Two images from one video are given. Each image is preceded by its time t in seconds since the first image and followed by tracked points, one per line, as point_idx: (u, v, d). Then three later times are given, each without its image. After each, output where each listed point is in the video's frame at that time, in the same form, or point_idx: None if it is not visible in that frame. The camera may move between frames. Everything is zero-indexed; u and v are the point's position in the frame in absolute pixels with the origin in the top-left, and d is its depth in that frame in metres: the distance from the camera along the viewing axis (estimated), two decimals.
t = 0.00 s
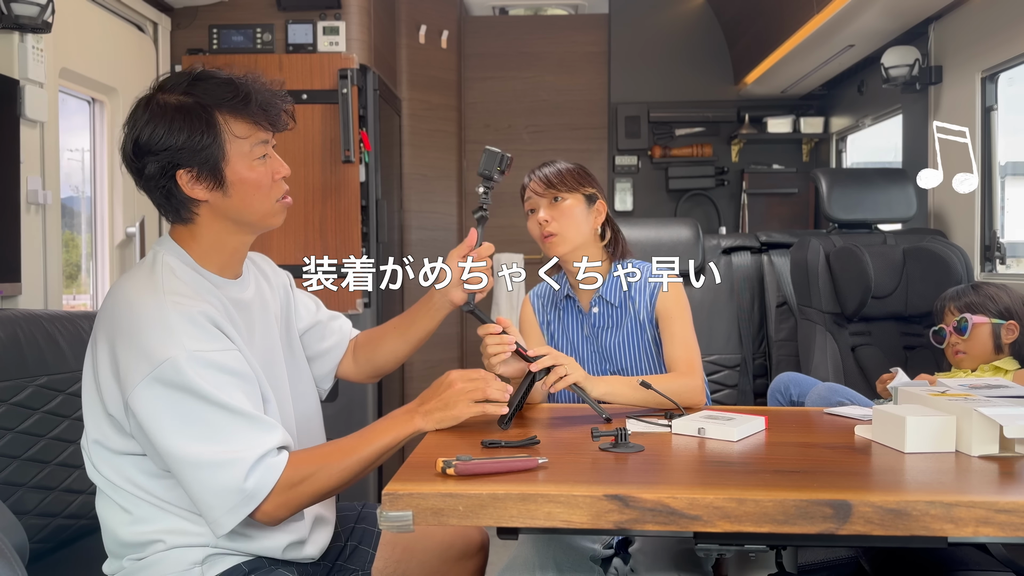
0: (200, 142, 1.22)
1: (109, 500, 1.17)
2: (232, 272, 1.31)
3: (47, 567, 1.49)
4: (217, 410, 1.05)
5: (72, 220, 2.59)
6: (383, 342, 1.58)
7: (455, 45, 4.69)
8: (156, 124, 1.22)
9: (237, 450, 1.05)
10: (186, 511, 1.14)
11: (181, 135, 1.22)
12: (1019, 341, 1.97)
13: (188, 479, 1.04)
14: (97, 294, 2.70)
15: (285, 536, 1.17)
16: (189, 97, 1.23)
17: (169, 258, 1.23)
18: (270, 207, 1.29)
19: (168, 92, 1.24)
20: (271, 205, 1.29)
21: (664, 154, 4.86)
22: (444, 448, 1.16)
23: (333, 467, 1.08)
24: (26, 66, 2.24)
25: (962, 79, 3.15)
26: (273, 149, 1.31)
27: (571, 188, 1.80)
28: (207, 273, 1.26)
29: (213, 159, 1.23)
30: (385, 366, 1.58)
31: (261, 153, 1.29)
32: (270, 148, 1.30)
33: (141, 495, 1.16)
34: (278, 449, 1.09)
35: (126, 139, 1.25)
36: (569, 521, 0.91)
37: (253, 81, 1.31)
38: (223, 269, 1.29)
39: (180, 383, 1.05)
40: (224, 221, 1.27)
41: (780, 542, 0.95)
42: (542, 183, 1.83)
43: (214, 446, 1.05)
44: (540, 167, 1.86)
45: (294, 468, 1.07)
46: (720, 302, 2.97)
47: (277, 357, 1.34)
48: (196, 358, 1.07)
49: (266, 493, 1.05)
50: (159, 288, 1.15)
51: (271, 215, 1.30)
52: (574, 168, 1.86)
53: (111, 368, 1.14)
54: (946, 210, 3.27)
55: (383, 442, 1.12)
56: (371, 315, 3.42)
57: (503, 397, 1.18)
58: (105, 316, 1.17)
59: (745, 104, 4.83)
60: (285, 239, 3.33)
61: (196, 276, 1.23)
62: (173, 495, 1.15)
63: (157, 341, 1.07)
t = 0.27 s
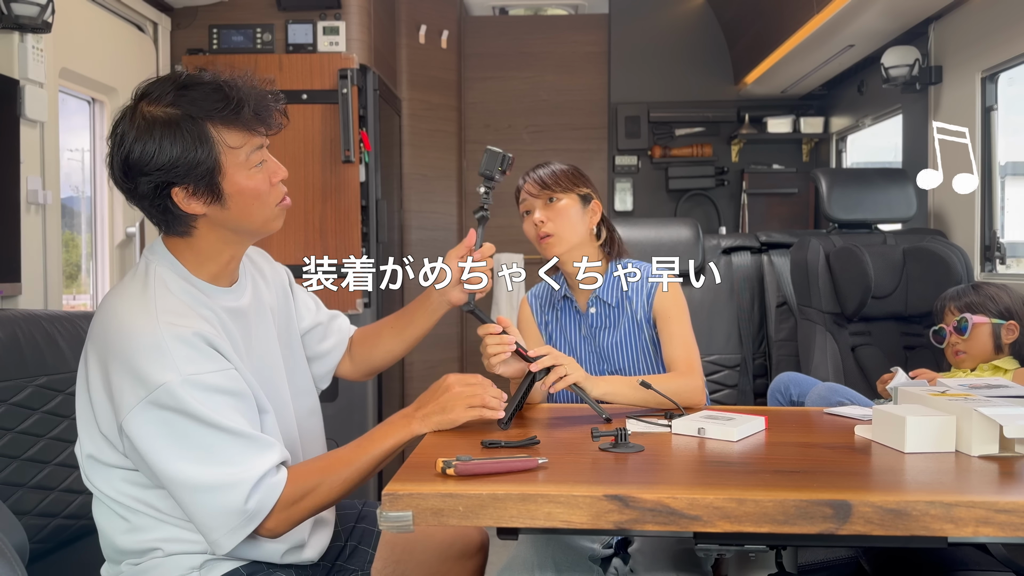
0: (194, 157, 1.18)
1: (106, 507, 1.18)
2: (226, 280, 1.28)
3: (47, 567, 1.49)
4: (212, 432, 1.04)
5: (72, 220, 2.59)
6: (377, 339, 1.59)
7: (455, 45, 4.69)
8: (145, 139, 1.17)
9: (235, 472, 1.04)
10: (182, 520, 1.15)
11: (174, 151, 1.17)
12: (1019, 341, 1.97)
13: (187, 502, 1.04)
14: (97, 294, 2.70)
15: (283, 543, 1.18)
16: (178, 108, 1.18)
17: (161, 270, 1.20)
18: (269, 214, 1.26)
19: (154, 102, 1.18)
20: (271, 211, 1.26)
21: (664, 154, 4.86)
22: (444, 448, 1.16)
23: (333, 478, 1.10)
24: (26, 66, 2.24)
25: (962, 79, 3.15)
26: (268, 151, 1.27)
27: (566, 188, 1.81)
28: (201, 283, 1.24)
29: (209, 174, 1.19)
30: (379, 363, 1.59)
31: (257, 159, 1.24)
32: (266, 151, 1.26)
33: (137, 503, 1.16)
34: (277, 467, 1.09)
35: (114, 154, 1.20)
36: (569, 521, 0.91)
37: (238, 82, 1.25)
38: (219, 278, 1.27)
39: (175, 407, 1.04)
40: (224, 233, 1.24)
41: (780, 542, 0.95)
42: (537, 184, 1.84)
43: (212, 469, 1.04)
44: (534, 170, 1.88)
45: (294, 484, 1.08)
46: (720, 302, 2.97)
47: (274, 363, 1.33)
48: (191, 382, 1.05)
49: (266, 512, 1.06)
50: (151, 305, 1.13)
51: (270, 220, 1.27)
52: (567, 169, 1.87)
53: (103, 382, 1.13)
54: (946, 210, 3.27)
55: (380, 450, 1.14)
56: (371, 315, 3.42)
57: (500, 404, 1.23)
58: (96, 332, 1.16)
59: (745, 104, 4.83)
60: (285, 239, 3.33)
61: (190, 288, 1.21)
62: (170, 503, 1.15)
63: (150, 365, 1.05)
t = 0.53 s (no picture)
0: (198, 169, 1.15)
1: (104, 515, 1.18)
2: (226, 287, 1.28)
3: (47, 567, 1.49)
4: (215, 448, 1.04)
5: (72, 220, 2.60)
6: (372, 339, 1.59)
7: (455, 45, 4.69)
8: (148, 151, 1.14)
9: (238, 486, 1.05)
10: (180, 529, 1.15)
11: (178, 162, 1.14)
12: (1016, 342, 1.97)
13: (190, 517, 1.04)
14: (97, 294, 2.70)
15: (283, 549, 1.19)
16: (180, 119, 1.14)
17: (159, 281, 1.19)
18: (272, 221, 1.25)
19: (154, 112, 1.14)
20: (275, 219, 1.26)
21: (664, 154, 4.85)
22: (444, 448, 1.16)
23: (337, 483, 1.12)
24: (26, 66, 2.24)
25: (962, 79, 3.15)
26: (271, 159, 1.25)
27: (568, 188, 1.80)
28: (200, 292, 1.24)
29: (214, 186, 1.17)
30: (373, 363, 1.59)
31: (261, 168, 1.23)
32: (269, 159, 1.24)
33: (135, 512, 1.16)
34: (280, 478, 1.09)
35: (113, 165, 1.16)
36: (569, 521, 0.91)
37: (240, 88, 1.22)
38: (219, 285, 1.27)
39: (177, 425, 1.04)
40: (227, 242, 1.23)
41: (780, 542, 0.95)
42: (538, 185, 1.83)
43: (216, 484, 1.04)
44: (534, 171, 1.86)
45: (298, 492, 1.10)
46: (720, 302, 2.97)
47: (274, 369, 1.34)
48: (193, 399, 1.04)
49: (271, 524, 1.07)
50: (148, 319, 1.11)
51: (273, 228, 1.26)
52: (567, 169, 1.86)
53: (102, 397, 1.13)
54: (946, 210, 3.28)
55: (381, 453, 1.16)
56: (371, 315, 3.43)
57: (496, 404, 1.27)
58: (93, 345, 1.15)
59: (745, 104, 4.83)
60: (284, 239, 3.33)
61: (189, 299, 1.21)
62: (168, 512, 1.15)
63: (149, 382, 1.04)
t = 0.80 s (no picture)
0: (199, 173, 1.15)
1: (105, 517, 1.18)
2: (222, 288, 1.28)
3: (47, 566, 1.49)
4: (216, 451, 1.04)
5: (72, 220, 2.60)
6: (372, 338, 1.59)
7: (455, 45, 4.69)
8: (147, 154, 1.12)
9: (239, 489, 1.05)
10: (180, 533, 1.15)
11: (177, 166, 1.13)
12: (1016, 342, 1.97)
13: (191, 521, 1.04)
14: (97, 294, 2.71)
15: (284, 551, 1.19)
16: (179, 122, 1.13)
17: (157, 284, 1.19)
18: (271, 223, 1.25)
19: (152, 114, 1.13)
20: (273, 221, 1.25)
21: (664, 154, 4.85)
22: (444, 448, 1.16)
23: (337, 484, 1.13)
24: (26, 66, 2.24)
25: (962, 79, 3.15)
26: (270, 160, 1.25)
27: (582, 187, 1.81)
28: (197, 293, 1.24)
29: (213, 189, 1.16)
30: (372, 362, 1.59)
31: (260, 169, 1.22)
32: (267, 160, 1.24)
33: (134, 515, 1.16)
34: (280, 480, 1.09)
35: (110, 168, 1.15)
36: (569, 521, 0.91)
37: (240, 90, 1.21)
38: (217, 286, 1.27)
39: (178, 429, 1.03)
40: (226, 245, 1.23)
41: (779, 542, 0.95)
42: (552, 180, 1.84)
43: (216, 487, 1.04)
44: (551, 166, 1.88)
45: (299, 495, 1.10)
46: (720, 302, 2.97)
47: (273, 369, 1.34)
48: (192, 402, 1.04)
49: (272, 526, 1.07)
50: (146, 322, 1.11)
51: (272, 230, 1.26)
52: (584, 170, 1.87)
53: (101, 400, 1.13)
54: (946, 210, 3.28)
55: (382, 453, 1.16)
56: (371, 315, 3.43)
57: (496, 404, 1.28)
58: (91, 348, 1.14)
59: (745, 104, 4.83)
60: (284, 239, 3.33)
61: (187, 300, 1.21)
62: (167, 516, 1.15)
63: (148, 385, 1.04)
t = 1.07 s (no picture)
0: (200, 168, 1.15)
1: (105, 516, 1.18)
2: (223, 286, 1.28)
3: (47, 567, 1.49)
4: (217, 448, 1.04)
5: (72, 220, 2.60)
6: (372, 338, 1.59)
7: (454, 45, 4.69)
8: (148, 150, 1.13)
9: (240, 486, 1.05)
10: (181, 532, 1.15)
11: (178, 162, 1.13)
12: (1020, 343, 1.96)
13: (191, 519, 1.04)
14: (97, 294, 2.71)
15: (284, 551, 1.19)
16: (180, 117, 1.14)
17: (157, 281, 1.19)
18: (270, 220, 1.26)
19: (152, 111, 1.14)
20: (272, 218, 1.26)
21: (664, 154, 4.85)
22: (444, 448, 1.16)
23: (337, 484, 1.13)
24: (26, 66, 2.24)
25: (962, 79, 3.15)
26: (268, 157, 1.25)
27: (605, 190, 1.83)
28: (197, 291, 1.23)
29: (214, 185, 1.17)
30: (372, 362, 1.59)
31: (259, 166, 1.23)
32: (265, 157, 1.25)
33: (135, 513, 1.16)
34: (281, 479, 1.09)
35: (111, 166, 1.15)
36: (569, 521, 0.91)
37: (239, 87, 1.22)
38: (217, 284, 1.27)
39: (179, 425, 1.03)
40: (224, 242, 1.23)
41: (779, 542, 0.95)
42: (578, 175, 1.84)
43: (217, 485, 1.04)
44: (583, 158, 1.88)
45: (298, 494, 1.10)
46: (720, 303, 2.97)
47: (273, 368, 1.33)
48: (193, 399, 1.04)
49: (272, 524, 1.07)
50: (147, 320, 1.11)
51: (270, 227, 1.27)
52: (613, 172, 1.88)
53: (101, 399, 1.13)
54: (946, 210, 3.28)
55: (381, 453, 1.16)
56: (370, 315, 3.43)
57: (496, 405, 1.28)
58: (92, 345, 1.14)
59: (745, 104, 4.83)
60: (284, 239, 3.33)
61: (187, 296, 1.21)
62: (168, 514, 1.15)
63: (149, 381, 1.04)
